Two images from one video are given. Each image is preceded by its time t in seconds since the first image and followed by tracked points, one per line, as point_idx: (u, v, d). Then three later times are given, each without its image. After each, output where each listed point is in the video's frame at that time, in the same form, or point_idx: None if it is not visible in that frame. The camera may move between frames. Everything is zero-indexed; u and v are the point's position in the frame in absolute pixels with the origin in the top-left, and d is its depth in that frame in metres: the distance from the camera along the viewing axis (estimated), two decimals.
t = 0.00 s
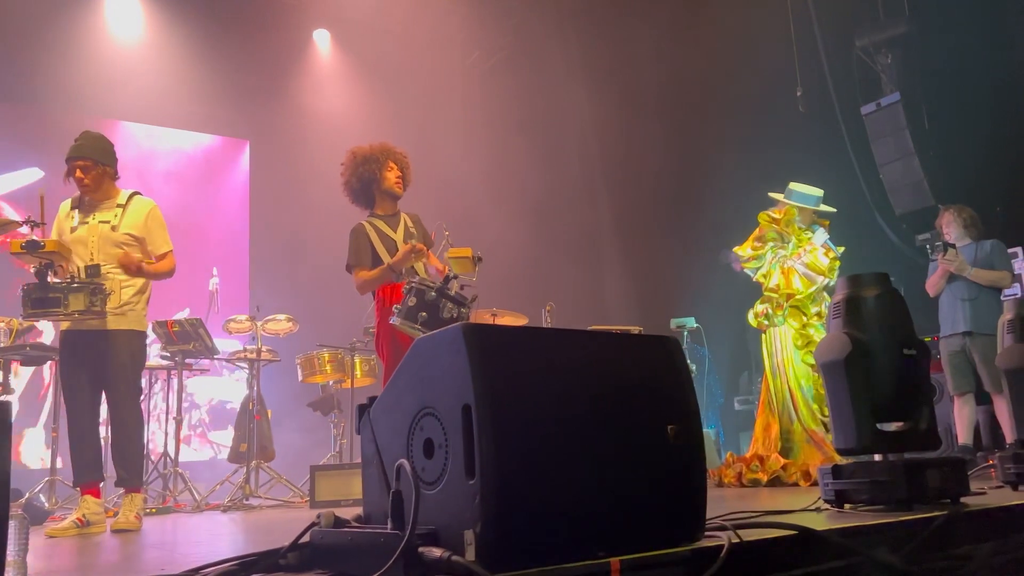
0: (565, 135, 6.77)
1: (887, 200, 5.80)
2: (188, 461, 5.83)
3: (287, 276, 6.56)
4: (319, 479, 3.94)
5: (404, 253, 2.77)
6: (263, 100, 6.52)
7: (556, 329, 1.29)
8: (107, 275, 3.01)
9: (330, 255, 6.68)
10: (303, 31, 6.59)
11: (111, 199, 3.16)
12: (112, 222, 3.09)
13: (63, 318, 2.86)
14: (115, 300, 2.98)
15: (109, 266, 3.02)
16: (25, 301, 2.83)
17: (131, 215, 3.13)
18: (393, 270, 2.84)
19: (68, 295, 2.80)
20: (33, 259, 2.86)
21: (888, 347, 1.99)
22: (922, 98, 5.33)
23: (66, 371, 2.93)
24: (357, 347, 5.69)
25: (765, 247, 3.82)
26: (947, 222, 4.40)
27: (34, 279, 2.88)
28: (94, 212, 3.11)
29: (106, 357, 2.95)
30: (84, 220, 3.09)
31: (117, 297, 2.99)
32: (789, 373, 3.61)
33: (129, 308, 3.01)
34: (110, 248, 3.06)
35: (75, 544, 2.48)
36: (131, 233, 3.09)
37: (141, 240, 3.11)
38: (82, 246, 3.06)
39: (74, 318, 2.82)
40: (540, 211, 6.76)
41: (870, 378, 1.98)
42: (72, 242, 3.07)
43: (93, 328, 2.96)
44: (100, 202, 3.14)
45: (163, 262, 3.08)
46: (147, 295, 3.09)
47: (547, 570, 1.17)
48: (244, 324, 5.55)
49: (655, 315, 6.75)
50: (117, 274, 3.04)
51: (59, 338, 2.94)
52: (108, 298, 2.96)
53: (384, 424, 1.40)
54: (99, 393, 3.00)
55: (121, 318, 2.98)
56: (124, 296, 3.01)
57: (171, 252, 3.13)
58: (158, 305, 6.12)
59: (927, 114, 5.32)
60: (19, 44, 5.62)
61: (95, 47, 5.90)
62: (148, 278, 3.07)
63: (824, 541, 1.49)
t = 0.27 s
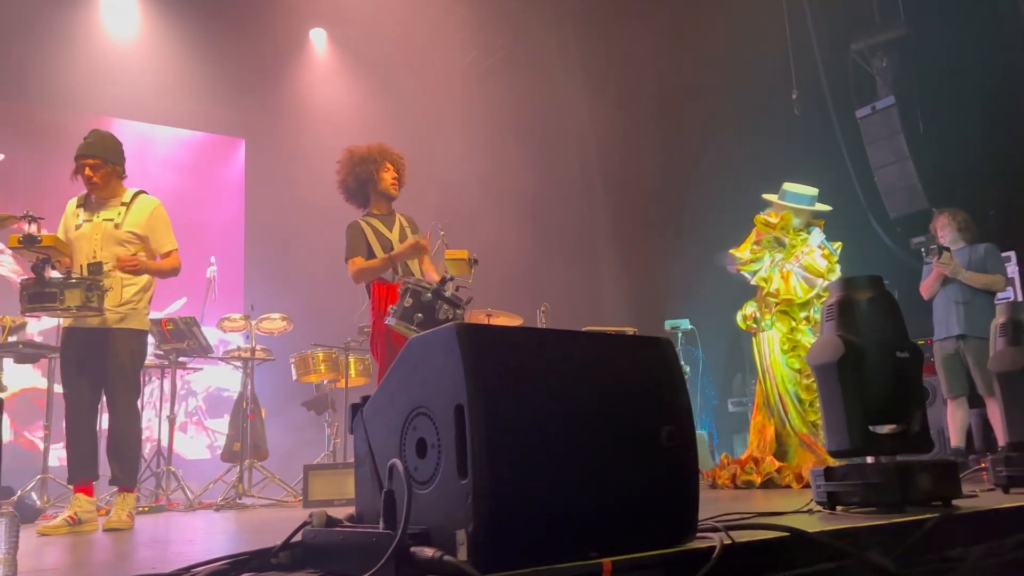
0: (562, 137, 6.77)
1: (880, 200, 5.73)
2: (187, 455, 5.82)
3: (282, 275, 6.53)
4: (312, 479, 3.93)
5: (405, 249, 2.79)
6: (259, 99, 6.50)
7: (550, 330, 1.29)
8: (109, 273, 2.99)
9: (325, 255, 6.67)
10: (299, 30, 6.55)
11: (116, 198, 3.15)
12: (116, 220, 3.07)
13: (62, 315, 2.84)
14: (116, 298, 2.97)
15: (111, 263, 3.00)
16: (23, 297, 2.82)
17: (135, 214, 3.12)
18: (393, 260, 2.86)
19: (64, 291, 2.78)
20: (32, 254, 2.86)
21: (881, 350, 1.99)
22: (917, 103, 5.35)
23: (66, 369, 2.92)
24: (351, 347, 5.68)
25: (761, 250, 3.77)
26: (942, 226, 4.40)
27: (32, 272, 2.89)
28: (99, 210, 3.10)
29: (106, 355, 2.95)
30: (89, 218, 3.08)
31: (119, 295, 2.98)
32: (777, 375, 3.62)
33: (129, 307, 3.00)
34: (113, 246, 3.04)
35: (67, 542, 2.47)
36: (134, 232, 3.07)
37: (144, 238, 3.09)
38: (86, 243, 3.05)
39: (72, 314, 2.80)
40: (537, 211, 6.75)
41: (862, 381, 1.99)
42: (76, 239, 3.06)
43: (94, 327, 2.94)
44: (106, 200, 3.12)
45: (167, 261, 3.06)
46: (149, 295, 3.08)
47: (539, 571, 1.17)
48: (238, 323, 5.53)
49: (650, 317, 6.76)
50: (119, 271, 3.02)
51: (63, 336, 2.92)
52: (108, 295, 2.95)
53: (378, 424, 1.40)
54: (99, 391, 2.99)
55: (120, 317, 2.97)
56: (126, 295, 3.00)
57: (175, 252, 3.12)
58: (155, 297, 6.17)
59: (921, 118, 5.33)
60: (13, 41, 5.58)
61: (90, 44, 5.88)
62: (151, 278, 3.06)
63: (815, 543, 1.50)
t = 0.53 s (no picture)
0: (552, 135, 6.76)
1: (866, 201, 5.89)
2: (177, 451, 5.79)
3: (269, 271, 6.53)
4: (297, 475, 3.91)
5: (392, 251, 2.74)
6: (246, 93, 6.45)
7: (538, 327, 1.29)
8: (103, 269, 2.97)
9: (310, 250, 6.64)
10: (288, 24, 6.51)
11: (112, 192, 3.11)
12: (112, 216, 3.05)
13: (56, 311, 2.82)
14: (109, 294, 2.95)
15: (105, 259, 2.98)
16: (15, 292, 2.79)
17: (131, 209, 3.08)
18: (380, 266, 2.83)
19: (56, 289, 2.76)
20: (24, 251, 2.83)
21: (867, 350, 2.00)
22: (904, 105, 5.39)
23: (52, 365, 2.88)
24: (338, 344, 5.66)
25: (762, 250, 3.74)
26: (928, 229, 4.44)
27: (24, 270, 2.84)
28: (95, 205, 3.07)
29: (95, 351, 2.92)
30: (84, 212, 3.04)
31: (112, 291, 2.97)
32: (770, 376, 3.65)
33: (123, 303, 2.98)
34: (108, 241, 3.02)
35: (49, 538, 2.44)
36: (129, 227, 3.05)
37: (139, 234, 3.07)
38: (81, 237, 3.02)
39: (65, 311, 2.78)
40: (526, 209, 6.74)
41: (847, 380, 2.00)
42: (71, 233, 3.04)
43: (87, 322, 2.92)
44: (103, 194, 3.09)
45: (164, 257, 3.04)
46: (144, 290, 3.06)
47: (526, 569, 1.16)
48: (224, 319, 5.50)
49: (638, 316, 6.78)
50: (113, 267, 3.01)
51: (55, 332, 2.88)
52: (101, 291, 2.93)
53: (364, 420, 1.39)
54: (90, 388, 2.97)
55: (113, 314, 2.95)
56: (120, 291, 2.98)
57: (170, 247, 3.10)
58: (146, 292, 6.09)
59: (907, 121, 5.39)
60: None
61: (76, 36, 5.82)
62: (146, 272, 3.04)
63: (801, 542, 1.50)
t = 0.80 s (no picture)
0: (544, 133, 6.75)
1: (856, 206, 5.89)
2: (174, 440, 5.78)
3: (259, 267, 6.50)
4: (286, 473, 3.89)
5: (387, 246, 2.71)
6: (237, 88, 6.41)
7: (530, 328, 1.28)
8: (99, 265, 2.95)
9: (300, 247, 6.61)
10: (279, 19, 6.46)
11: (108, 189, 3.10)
12: (109, 213, 3.03)
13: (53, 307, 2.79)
14: (106, 290, 2.93)
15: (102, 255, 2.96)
16: (12, 287, 2.77)
17: (128, 206, 3.07)
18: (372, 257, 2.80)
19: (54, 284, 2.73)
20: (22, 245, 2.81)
21: (858, 352, 2.01)
22: (895, 105, 5.38)
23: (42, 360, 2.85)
24: (328, 341, 5.63)
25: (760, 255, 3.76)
26: (919, 231, 4.46)
27: (20, 266, 2.81)
28: (92, 202, 3.06)
29: (87, 347, 2.90)
30: (81, 209, 3.03)
31: (108, 287, 2.94)
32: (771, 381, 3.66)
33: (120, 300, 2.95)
34: (105, 238, 3.00)
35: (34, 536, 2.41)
36: (127, 224, 3.03)
37: (136, 231, 3.05)
38: (77, 234, 3.00)
39: (64, 305, 2.76)
40: (518, 207, 6.73)
41: (838, 382, 2.00)
42: (67, 230, 3.01)
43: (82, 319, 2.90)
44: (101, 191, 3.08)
45: (160, 254, 3.02)
46: (139, 287, 3.04)
47: (516, 571, 1.16)
48: (212, 315, 5.46)
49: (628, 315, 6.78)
50: (109, 264, 2.98)
51: (49, 325, 2.87)
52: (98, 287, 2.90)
53: (354, 421, 1.38)
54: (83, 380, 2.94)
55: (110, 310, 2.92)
56: (116, 288, 2.95)
57: (168, 245, 3.08)
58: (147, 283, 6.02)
59: (897, 122, 5.39)
60: None
61: (65, 28, 5.76)
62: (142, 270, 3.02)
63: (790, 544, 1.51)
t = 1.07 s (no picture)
0: (540, 133, 6.75)
1: (852, 206, 5.90)
2: (171, 433, 5.80)
3: (254, 265, 6.49)
4: (280, 473, 3.89)
5: (375, 237, 2.77)
6: (233, 86, 6.40)
7: (525, 331, 1.28)
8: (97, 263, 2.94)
9: (295, 246, 6.60)
10: (275, 17, 6.45)
11: (109, 188, 3.10)
12: (109, 212, 3.02)
13: (50, 303, 2.77)
14: (104, 289, 2.92)
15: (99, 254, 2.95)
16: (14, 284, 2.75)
17: (126, 206, 3.06)
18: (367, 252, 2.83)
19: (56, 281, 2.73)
20: (24, 241, 2.79)
21: (852, 353, 2.01)
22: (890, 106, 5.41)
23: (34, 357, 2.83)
24: (323, 340, 5.62)
25: (760, 259, 3.75)
26: (913, 233, 4.47)
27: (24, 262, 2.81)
28: (90, 200, 3.04)
29: (83, 343, 2.89)
30: (80, 207, 3.01)
31: (106, 285, 2.93)
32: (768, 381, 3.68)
33: (118, 298, 2.95)
34: (103, 237, 3.00)
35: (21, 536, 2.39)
36: (125, 224, 3.03)
37: (134, 231, 3.05)
38: (75, 233, 2.99)
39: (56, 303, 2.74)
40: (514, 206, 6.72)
41: (832, 384, 2.01)
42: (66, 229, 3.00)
43: (81, 316, 2.89)
44: (100, 190, 3.08)
45: (157, 255, 3.02)
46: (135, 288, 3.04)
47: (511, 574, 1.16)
48: (207, 314, 5.45)
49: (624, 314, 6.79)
50: (107, 263, 2.97)
51: (44, 322, 2.85)
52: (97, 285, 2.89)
53: (348, 422, 1.38)
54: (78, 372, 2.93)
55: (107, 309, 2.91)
56: (113, 287, 2.95)
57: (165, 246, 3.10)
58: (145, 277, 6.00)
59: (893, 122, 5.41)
60: None
61: (60, 26, 5.75)
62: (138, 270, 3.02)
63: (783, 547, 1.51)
